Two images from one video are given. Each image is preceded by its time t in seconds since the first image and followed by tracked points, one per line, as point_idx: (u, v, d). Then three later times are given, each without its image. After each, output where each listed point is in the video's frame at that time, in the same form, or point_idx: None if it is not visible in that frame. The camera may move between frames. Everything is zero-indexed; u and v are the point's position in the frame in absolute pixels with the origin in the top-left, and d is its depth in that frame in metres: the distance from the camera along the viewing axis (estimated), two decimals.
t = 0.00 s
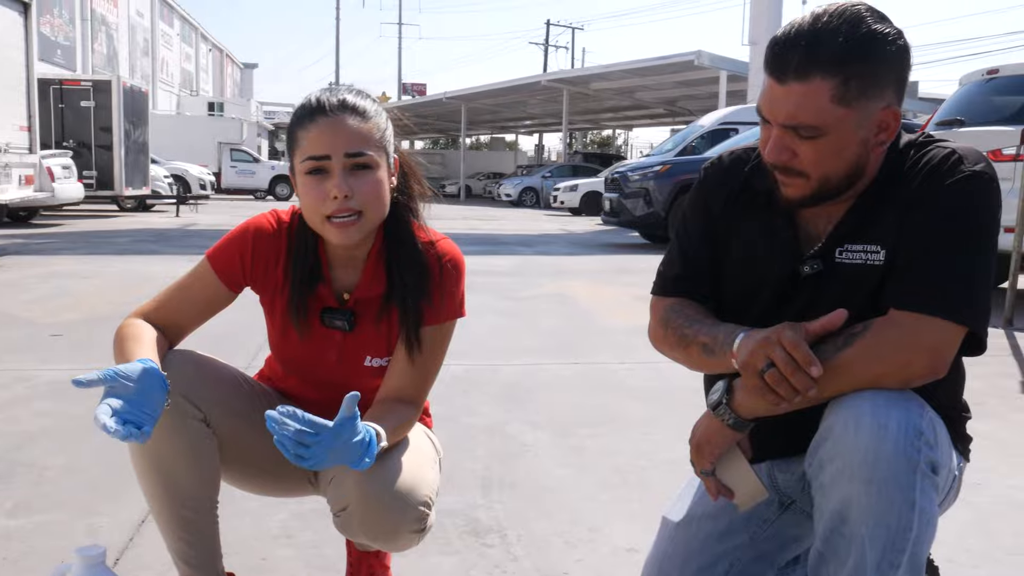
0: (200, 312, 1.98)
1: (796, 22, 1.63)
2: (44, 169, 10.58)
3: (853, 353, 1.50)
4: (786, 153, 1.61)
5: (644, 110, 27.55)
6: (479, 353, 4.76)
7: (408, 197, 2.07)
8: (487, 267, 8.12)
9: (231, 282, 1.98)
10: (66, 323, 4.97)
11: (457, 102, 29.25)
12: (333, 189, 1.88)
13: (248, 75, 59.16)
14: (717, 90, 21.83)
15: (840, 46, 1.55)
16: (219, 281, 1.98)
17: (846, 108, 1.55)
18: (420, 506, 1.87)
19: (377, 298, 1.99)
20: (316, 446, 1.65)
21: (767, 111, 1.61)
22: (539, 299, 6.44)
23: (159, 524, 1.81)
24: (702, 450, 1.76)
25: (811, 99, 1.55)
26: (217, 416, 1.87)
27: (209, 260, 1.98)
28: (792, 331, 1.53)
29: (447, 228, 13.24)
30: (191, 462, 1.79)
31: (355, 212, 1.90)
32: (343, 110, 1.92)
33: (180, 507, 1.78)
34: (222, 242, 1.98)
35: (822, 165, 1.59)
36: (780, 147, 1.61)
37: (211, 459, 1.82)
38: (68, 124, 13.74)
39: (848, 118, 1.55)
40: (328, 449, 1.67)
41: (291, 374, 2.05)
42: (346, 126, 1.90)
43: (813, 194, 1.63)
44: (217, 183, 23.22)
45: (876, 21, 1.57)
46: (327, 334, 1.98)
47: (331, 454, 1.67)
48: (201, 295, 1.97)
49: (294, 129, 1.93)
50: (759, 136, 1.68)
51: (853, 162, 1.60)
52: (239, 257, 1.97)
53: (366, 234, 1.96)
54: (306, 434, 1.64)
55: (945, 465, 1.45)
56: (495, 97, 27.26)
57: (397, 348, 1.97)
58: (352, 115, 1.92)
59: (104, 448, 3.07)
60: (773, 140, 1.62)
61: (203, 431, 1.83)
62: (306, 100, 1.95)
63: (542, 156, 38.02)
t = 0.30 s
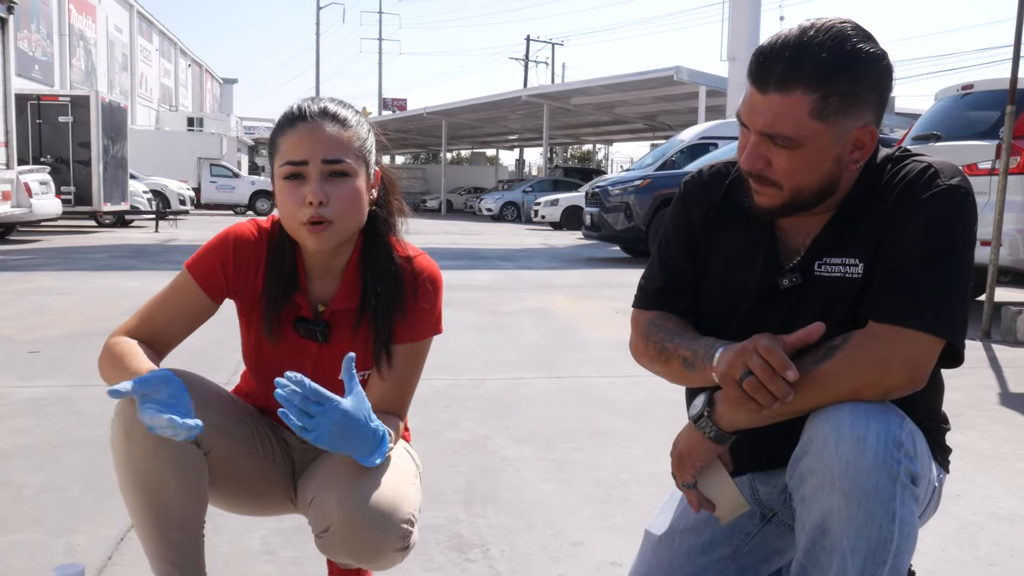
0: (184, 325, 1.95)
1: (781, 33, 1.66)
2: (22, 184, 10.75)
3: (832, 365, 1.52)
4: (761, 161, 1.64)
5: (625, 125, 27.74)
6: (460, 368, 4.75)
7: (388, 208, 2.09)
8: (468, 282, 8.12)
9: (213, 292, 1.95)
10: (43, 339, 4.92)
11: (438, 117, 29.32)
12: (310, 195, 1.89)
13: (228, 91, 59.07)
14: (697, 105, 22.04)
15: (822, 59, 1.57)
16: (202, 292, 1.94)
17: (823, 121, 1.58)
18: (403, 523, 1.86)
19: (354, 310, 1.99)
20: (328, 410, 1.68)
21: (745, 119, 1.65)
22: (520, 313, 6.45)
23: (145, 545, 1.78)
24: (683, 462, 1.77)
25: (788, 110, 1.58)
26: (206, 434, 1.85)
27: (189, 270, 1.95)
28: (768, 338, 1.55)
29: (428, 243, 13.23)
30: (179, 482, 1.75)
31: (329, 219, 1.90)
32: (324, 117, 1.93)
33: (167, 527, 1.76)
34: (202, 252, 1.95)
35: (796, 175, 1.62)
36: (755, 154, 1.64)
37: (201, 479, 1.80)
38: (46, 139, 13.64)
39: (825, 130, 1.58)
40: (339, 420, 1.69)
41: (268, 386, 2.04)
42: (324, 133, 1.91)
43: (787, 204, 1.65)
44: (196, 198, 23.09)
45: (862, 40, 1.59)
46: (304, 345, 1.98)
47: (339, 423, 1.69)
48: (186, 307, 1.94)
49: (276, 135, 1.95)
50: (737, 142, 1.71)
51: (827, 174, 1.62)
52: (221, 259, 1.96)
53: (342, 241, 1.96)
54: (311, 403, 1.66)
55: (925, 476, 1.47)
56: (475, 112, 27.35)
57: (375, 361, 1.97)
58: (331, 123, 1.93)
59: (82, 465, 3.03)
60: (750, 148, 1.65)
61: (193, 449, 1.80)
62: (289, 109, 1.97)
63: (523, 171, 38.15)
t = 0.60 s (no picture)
0: (182, 334, 1.91)
1: (783, 41, 1.66)
2: (14, 195, 10.68)
3: (830, 374, 1.52)
4: (759, 171, 1.64)
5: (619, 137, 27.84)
6: (455, 378, 4.74)
7: (405, 221, 2.11)
8: (463, 293, 8.11)
9: (214, 297, 1.92)
10: (36, 349, 4.89)
11: (432, 129, 29.38)
12: (334, 196, 1.89)
13: (221, 102, 59.11)
14: (690, 117, 22.14)
15: (821, 69, 1.58)
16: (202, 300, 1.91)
17: (822, 133, 1.58)
18: (403, 529, 1.85)
19: (358, 317, 1.99)
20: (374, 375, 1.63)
21: (744, 129, 1.64)
22: (515, 324, 6.44)
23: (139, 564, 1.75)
24: (682, 471, 1.76)
25: (789, 121, 1.58)
26: (204, 451, 1.85)
27: (191, 275, 1.90)
28: (763, 344, 1.55)
29: (422, 254, 13.23)
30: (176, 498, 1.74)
31: (349, 222, 1.90)
32: (363, 123, 1.94)
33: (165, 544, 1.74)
34: (201, 258, 1.91)
35: (795, 186, 1.62)
36: (754, 164, 1.64)
37: (197, 496, 1.80)
38: (40, 150, 13.62)
39: (823, 142, 1.59)
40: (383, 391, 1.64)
41: (264, 393, 2.01)
42: (358, 137, 1.91)
43: (784, 215, 1.65)
44: (190, 210, 23.07)
45: (862, 50, 1.60)
46: (305, 351, 1.96)
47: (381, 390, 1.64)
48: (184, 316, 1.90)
49: (306, 134, 1.93)
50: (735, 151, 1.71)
51: (825, 186, 1.63)
52: (224, 263, 1.92)
53: (354, 247, 1.95)
54: (359, 365, 1.61)
55: (924, 486, 1.46)
56: (470, 124, 27.43)
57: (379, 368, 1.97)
58: (367, 130, 1.93)
59: (74, 476, 3.01)
60: (749, 157, 1.65)
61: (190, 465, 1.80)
62: (324, 108, 1.96)
63: (518, 182, 38.24)
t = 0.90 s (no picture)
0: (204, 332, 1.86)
1: (795, 33, 1.65)
2: (15, 198, 10.67)
3: (834, 375, 1.51)
4: (781, 166, 1.61)
5: (620, 138, 27.84)
6: (456, 380, 4.73)
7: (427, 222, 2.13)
8: (464, 295, 8.09)
9: (218, 301, 1.86)
10: (37, 353, 4.89)
11: (433, 131, 29.39)
12: (355, 199, 1.87)
13: (223, 105, 59.20)
14: (692, 119, 22.13)
15: (839, 56, 1.57)
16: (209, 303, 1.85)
17: (843, 116, 1.57)
18: (412, 523, 1.88)
19: (358, 318, 1.99)
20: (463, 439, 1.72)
21: (764, 120, 1.62)
22: (516, 326, 6.43)
23: None
24: (684, 474, 1.75)
25: (810, 106, 1.56)
26: (230, 465, 1.83)
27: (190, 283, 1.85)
28: (766, 345, 1.54)
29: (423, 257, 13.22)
30: (201, 518, 1.76)
31: (362, 227, 1.88)
32: (405, 140, 1.95)
33: (193, 563, 1.76)
34: (201, 262, 1.86)
35: (818, 177, 1.60)
36: (775, 159, 1.61)
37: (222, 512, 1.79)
38: (41, 153, 13.62)
39: (845, 125, 1.57)
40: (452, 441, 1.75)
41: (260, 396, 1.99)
42: (394, 152, 1.92)
43: (807, 208, 1.63)
44: (191, 213, 23.08)
45: (860, 37, 1.60)
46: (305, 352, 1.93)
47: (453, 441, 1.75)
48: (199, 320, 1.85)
49: (351, 131, 1.95)
50: (746, 146, 1.69)
51: (844, 176, 1.61)
52: (229, 265, 1.88)
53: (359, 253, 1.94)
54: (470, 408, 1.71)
55: (928, 489, 1.45)
56: (471, 126, 27.43)
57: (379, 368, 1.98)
58: (404, 147, 1.94)
59: (74, 479, 3.00)
60: (769, 153, 1.62)
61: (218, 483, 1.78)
62: (367, 116, 1.98)
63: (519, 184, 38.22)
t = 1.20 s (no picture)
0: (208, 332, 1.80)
1: (798, 27, 1.66)
2: (12, 197, 10.65)
3: (835, 379, 1.50)
4: (797, 155, 1.60)
5: (619, 138, 27.84)
6: (454, 381, 4.72)
7: (436, 212, 2.11)
8: (462, 295, 8.08)
9: (217, 298, 1.80)
10: (33, 352, 4.87)
11: (431, 131, 29.37)
12: (350, 216, 1.87)
13: (221, 105, 59.18)
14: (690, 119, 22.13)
15: (844, 43, 1.59)
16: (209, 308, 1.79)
17: (855, 98, 1.58)
18: (418, 519, 1.89)
19: (356, 318, 2.01)
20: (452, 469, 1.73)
21: (776, 111, 1.62)
22: (515, 326, 6.42)
23: None
24: (681, 476, 1.74)
25: (823, 89, 1.57)
26: (234, 474, 1.82)
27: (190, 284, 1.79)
28: (767, 348, 1.53)
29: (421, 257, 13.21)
30: (204, 528, 1.75)
31: (356, 243, 1.89)
32: (403, 153, 1.92)
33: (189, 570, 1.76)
34: (199, 262, 1.81)
35: (836, 162, 1.59)
36: (792, 148, 1.61)
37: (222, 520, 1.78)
38: (38, 153, 13.60)
39: (857, 107, 1.58)
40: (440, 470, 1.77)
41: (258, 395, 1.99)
42: (393, 169, 1.89)
43: (828, 197, 1.62)
44: (189, 213, 23.05)
45: (853, 26, 1.63)
46: (305, 353, 1.96)
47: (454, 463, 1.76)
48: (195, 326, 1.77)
49: (350, 141, 1.91)
50: (756, 141, 1.69)
51: (859, 163, 1.61)
52: (231, 269, 1.84)
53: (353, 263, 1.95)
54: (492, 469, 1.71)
55: (928, 495, 1.44)
56: (469, 126, 27.43)
57: (378, 368, 2.03)
58: (404, 163, 1.92)
59: (69, 480, 2.99)
60: (785, 142, 1.61)
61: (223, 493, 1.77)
62: (371, 123, 1.94)
63: (518, 185, 38.24)
